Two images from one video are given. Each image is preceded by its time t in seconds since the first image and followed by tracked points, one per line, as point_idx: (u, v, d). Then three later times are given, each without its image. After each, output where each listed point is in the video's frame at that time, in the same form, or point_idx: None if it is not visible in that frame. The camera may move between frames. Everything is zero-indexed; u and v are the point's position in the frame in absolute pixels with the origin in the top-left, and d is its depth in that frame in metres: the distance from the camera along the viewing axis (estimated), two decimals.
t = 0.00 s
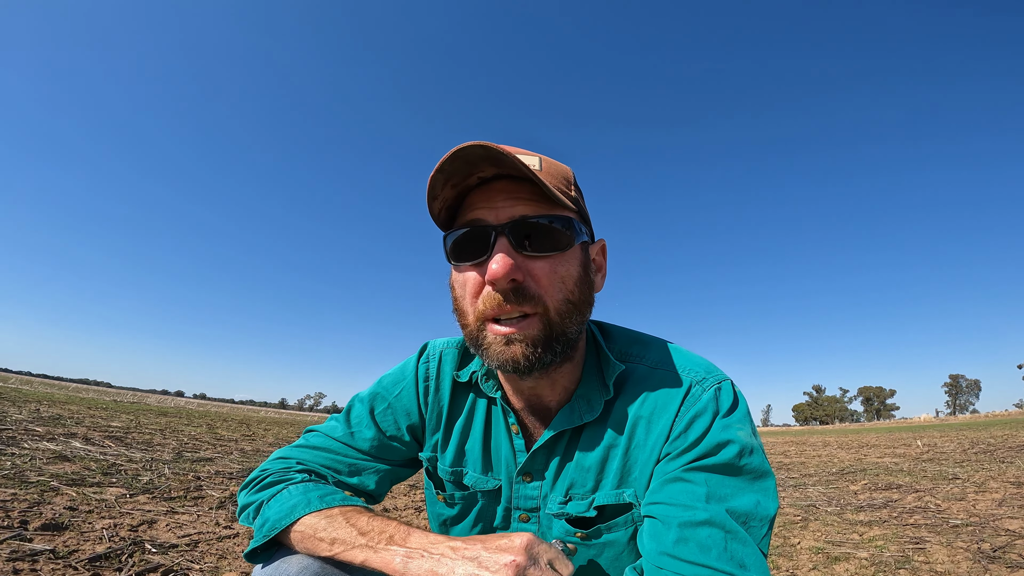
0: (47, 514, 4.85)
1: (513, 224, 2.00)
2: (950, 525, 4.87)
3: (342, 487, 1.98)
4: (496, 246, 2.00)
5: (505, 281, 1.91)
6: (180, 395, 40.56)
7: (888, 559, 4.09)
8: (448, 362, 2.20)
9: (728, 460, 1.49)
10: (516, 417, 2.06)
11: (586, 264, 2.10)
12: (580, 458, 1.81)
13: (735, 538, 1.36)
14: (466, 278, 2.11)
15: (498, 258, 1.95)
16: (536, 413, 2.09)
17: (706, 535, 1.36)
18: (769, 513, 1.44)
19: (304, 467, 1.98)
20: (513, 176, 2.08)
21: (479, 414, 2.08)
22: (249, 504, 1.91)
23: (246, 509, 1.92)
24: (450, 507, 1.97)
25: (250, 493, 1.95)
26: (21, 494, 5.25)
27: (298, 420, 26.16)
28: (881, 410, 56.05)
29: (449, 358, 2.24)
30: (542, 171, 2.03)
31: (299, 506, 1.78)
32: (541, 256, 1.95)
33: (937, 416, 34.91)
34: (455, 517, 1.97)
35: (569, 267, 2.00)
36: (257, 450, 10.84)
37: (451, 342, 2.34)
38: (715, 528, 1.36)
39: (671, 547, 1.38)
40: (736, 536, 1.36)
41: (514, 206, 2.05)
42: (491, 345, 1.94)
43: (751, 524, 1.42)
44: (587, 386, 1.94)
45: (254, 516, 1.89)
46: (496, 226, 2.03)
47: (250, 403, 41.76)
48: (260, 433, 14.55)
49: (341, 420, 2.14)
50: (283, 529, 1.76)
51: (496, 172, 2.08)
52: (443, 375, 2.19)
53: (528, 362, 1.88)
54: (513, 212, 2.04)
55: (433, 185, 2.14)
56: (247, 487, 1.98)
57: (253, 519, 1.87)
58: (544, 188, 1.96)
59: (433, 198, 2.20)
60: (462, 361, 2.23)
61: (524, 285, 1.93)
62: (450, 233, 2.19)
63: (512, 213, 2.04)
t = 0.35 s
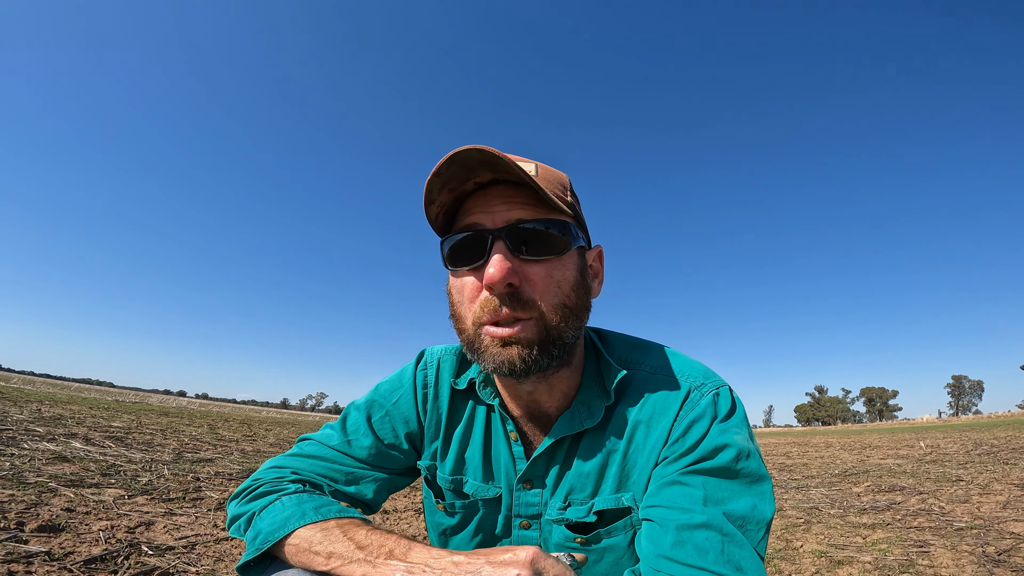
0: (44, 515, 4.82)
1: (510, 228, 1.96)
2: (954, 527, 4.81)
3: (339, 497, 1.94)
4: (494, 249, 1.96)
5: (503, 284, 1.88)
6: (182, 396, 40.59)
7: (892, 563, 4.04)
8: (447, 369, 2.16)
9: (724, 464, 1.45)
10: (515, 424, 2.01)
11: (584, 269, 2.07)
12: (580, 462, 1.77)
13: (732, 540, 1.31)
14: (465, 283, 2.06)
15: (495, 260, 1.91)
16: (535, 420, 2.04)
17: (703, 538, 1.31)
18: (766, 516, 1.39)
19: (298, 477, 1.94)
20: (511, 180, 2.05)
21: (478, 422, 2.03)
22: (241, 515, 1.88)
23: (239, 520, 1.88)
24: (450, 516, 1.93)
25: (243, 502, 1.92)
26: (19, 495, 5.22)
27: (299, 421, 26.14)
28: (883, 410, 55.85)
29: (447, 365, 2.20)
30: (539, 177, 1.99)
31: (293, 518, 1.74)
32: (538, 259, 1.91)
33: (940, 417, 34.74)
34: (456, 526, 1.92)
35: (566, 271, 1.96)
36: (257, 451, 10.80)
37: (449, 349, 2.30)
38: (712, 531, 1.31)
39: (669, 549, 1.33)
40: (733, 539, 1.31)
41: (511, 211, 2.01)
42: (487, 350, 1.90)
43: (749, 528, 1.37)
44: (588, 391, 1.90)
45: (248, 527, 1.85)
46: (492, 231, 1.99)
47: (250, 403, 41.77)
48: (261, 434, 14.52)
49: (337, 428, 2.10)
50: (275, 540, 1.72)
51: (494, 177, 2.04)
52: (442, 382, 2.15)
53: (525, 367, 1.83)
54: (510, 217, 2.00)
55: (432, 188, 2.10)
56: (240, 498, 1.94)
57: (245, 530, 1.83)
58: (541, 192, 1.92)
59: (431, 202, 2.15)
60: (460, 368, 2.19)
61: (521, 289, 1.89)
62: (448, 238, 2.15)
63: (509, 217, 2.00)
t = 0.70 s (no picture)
0: (45, 513, 4.84)
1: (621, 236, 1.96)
2: (954, 528, 4.80)
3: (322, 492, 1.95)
4: (614, 254, 1.89)
5: (625, 289, 1.85)
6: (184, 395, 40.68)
7: (891, 563, 4.03)
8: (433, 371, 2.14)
9: (706, 458, 1.44)
10: (510, 425, 1.99)
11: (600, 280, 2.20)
12: (568, 457, 1.78)
13: (712, 533, 1.32)
14: (576, 284, 1.82)
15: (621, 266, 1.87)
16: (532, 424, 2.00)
17: (685, 529, 1.32)
18: (746, 510, 1.38)
19: (281, 473, 1.94)
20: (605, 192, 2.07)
21: (466, 424, 2.01)
22: (227, 513, 1.88)
23: (225, 519, 1.89)
24: (439, 516, 1.92)
25: (227, 501, 1.92)
26: (20, 493, 5.24)
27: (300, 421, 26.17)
28: (884, 411, 55.77)
29: (433, 367, 2.17)
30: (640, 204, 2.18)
31: (283, 510, 1.74)
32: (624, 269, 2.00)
33: (943, 418, 34.63)
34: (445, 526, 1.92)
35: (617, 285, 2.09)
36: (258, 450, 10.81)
37: (435, 350, 2.26)
38: (693, 523, 1.32)
39: (652, 540, 1.35)
40: (712, 531, 1.32)
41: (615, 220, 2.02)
42: (607, 353, 1.79)
43: (728, 521, 1.36)
44: (585, 391, 1.88)
45: (234, 524, 1.85)
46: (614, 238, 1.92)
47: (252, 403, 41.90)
48: (263, 434, 14.56)
49: (320, 427, 2.09)
50: (268, 534, 1.72)
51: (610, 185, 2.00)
52: (427, 384, 2.13)
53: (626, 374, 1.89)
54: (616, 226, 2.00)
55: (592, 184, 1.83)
56: (224, 496, 1.94)
57: (233, 528, 1.83)
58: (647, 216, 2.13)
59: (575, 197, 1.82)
60: (447, 368, 2.17)
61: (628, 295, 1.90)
62: (557, 233, 1.85)
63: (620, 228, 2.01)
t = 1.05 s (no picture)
0: (46, 511, 4.86)
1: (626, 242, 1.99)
2: (954, 527, 4.80)
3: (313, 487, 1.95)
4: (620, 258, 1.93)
5: (626, 291, 1.90)
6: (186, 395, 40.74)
7: (890, 562, 4.03)
8: (425, 364, 2.15)
9: (692, 443, 1.45)
10: (505, 418, 2.00)
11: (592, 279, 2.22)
12: (559, 446, 1.78)
13: (698, 518, 1.32)
14: (582, 284, 1.84)
15: (626, 270, 1.91)
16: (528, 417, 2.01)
17: (672, 513, 1.32)
18: (730, 495, 1.40)
19: (272, 468, 1.94)
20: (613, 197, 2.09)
21: (460, 417, 2.02)
22: (218, 509, 1.88)
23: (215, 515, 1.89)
24: (434, 511, 1.92)
25: (216, 496, 1.92)
26: (21, 492, 5.26)
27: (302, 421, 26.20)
28: (886, 412, 55.68)
29: (426, 361, 2.18)
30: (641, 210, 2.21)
31: (271, 511, 1.74)
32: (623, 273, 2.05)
33: (944, 419, 34.57)
34: (440, 520, 1.92)
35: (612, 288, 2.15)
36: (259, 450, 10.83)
37: (428, 344, 2.27)
38: (679, 508, 1.33)
39: (640, 524, 1.35)
40: (699, 516, 1.32)
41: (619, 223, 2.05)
42: (609, 354, 1.83)
43: (714, 506, 1.37)
44: (577, 383, 1.91)
45: (224, 521, 1.86)
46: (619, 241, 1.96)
47: (253, 403, 41.96)
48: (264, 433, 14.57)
49: (312, 421, 2.10)
50: (257, 535, 1.73)
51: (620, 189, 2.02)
52: (421, 378, 2.14)
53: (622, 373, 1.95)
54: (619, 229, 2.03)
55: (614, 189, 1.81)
56: (214, 490, 1.94)
57: (223, 526, 1.84)
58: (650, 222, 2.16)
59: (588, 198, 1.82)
60: (441, 362, 2.19)
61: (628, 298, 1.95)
62: (566, 234, 1.86)
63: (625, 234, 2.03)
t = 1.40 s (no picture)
0: (46, 513, 4.84)
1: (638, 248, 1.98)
2: (957, 529, 4.78)
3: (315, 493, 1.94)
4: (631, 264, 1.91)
5: (636, 298, 1.89)
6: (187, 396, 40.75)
7: (893, 564, 4.02)
8: (429, 368, 2.14)
9: (700, 449, 1.44)
10: (510, 423, 2.00)
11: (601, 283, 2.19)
12: (565, 452, 1.78)
13: (706, 524, 1.31)
14: (590, 290, 1.83)
15: (636, 277, 1.90)
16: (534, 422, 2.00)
17: (679, 520, 1.32)
18: (739, 502, 1.38)
19: (272, 474, 1.93)
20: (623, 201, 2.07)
21: (463, 421, 2.01)
22: (218, 516, 1.87)
23: (216, 522, 1.88)
24: (439, 516, 1.91)
25: (217, 503, 1.91)
26: (21, 493, 5.25)
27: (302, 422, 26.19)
28: (887, 414, 55.57)
29: (430, 364, 2.18)
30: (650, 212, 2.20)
31: (274, 516, 1.74)
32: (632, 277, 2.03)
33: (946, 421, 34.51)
34: (445, 526, 1.91)
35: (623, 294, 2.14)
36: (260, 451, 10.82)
37: (431, 348, 2.27)
38: (687, 514, 1.32)
39: (647, 531, 1.33)
40: (707, 522, 1.31)
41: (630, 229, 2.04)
42: (617, 361, 1.82)
43: (722, 513, 1.36)
44: (585, 388, 1.90)
45: (225, 526, 1.85)
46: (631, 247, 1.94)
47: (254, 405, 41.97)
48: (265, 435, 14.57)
49: (314, 427, 2.08)
50: (260, 541, 1.72)
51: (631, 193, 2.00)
52: (424, 381, 2.14)
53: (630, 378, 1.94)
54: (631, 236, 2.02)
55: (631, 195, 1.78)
56: (216, 496, 1.94)
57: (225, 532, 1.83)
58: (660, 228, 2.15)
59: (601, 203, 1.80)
60: (444, 366, 2.18)
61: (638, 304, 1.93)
62: (577, 239, 1.85)
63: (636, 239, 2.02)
